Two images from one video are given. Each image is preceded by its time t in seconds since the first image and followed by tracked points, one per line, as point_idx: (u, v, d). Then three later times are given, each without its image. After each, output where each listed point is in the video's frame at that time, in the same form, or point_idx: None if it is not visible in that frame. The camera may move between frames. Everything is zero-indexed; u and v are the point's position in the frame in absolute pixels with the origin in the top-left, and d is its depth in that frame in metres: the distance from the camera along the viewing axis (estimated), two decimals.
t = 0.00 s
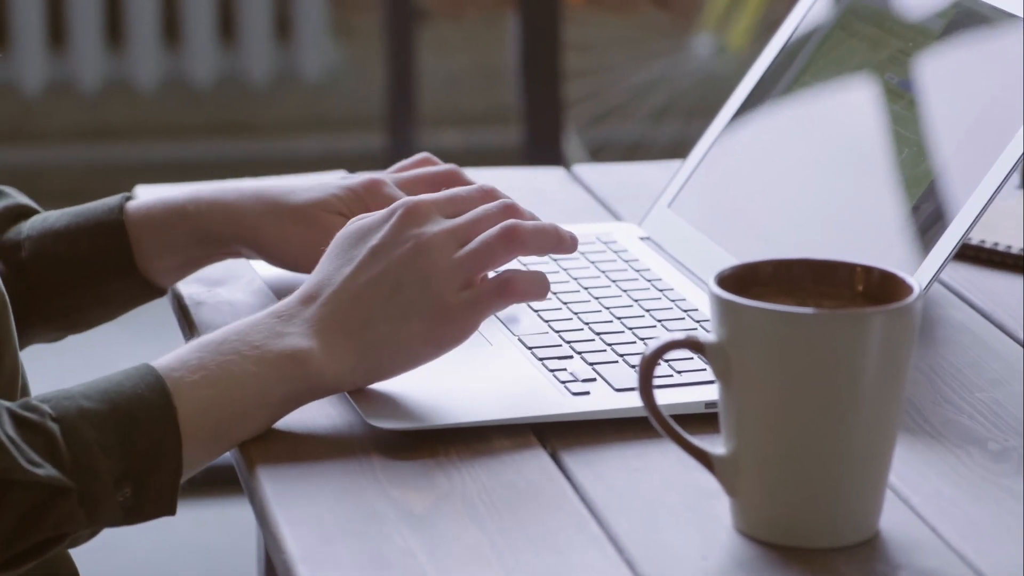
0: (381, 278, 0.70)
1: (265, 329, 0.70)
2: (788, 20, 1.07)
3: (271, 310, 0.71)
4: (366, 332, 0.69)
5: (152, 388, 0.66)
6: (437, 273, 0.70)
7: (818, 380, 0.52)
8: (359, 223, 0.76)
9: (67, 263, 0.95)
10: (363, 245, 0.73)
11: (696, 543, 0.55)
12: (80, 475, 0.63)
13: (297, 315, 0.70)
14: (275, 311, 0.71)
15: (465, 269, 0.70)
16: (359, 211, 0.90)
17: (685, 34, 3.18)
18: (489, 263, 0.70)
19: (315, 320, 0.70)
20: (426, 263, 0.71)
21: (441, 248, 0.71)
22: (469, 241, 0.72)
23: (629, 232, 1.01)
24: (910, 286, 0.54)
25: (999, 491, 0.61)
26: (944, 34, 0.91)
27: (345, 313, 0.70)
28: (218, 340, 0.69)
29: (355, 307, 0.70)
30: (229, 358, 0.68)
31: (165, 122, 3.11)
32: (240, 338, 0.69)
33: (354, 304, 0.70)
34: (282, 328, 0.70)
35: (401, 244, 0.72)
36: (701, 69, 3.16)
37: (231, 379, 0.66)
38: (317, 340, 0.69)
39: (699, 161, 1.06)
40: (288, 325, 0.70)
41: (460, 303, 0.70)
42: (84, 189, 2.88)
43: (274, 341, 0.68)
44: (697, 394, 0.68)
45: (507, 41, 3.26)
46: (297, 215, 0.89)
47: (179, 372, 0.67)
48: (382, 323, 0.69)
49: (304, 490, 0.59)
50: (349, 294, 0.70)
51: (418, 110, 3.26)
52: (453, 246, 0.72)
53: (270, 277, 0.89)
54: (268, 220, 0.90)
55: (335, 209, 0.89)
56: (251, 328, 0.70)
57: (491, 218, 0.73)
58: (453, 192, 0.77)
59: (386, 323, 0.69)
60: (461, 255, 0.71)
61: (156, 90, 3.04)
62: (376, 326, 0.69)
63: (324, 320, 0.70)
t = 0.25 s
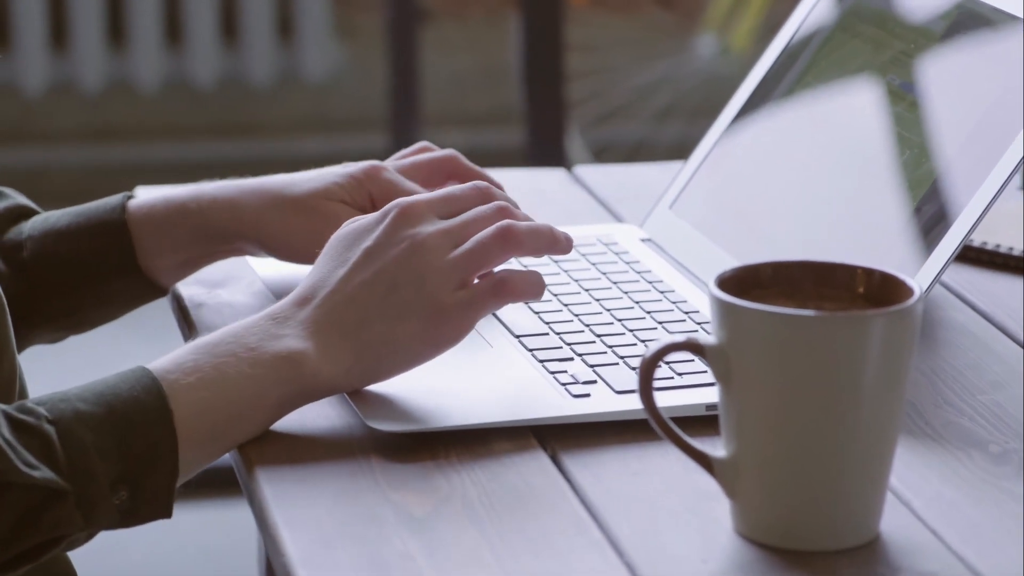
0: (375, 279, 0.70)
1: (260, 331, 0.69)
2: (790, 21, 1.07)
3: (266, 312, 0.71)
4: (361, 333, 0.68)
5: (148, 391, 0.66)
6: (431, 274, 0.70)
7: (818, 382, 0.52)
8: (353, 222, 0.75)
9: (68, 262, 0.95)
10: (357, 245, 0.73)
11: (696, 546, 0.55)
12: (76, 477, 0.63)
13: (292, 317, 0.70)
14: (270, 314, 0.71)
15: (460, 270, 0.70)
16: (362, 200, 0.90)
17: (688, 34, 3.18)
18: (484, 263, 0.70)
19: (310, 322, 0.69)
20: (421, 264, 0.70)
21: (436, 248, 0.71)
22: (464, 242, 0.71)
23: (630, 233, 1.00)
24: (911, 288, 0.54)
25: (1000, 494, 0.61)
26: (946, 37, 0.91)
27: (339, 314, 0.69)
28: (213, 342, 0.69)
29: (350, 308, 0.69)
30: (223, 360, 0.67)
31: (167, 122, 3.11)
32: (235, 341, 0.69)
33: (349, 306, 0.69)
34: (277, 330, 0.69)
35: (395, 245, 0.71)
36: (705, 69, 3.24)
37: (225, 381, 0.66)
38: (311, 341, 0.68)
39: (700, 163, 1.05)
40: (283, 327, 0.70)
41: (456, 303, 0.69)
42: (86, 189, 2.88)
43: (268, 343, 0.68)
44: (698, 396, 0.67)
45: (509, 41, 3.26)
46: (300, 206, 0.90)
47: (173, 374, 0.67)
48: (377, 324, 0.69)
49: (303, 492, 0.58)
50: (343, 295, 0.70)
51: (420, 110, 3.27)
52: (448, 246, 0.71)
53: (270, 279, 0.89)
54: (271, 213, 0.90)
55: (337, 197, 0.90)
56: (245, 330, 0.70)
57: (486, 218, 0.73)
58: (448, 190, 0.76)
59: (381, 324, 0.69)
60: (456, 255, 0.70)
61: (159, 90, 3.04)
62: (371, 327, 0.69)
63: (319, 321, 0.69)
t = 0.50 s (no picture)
0: (359, 284, 0.70)
1: (245, 336, 0.70)
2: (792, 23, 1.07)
3: (251, 317, 0.71)
4: (345, 338, 0.68)
5: (135, 396, 0.66)
6: (416, 278, 0.69)
7: (817, 385, 0.52)
8: (338, 229, 0.75)
9: (71, 263, 0.95)
10: (343, 251, 0.73)
11: (696, 549, 0.55)
12: (64, 482, 0.63)
13: (277, 322, 0.70)
14: (256, 319, 0.71)
15: (445, 274, 0.70)
16: (365, 174, 0.95)
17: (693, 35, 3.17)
18: (469, 268, 0.69)
19: (294, 327, 0.69)
20: (405, 268, 0.70)
21: (422, 253, 0.70)
22: (450, 247, 0.72)
23: (631, 235, 1.00)
24: (912, 292, 0.54)
25: (1001, 497, 0.61)
26: (948, 39, 0.91)
27: (323, 319, 0.69)
28: (199, 347, 0.69)
29: (335, 312, 0.69)
30: (210, 365, 0.68)
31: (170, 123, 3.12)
32: (222, 346, 0.69)
33: (333, 310, 0.69)
34: (262, 335, 0.69)
35: (380, 249, 0.71)
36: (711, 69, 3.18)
37: (212, 386, 0.66)
38: (296, 346, 0.68)
39: (702, 164, 1.05)
40: (268, 332, 0.70)
41: (441, 307, 0.69)
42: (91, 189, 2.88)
43: (254, 347, 0.68)
44: (698, 399, 0.67)
45: (514, 42, 3.26)
46: (306, 190, 0.92)
47: (161, 378, 0.67)
48: (361, 328, 0.69)
49: (302, 495, 0.58)
50: (328, 301, 0.70)
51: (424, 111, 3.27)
52: (433, 251, 0.71)
53: (270, 280, 0.89)
54: (280, 202, 0.92)
55: (340, 176, 0.93)
56: (230, 336, 0.70)
57: (471, 226, 0.73)
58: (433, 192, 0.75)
59: (365, 328, 0.68)
60: (440, 260, 0.70)
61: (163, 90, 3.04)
62: (355, 331, 0.68)
63: (304, 326, 0.69)
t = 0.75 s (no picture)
0: (331, 296, 0.70)
1: (216, 349, 0.70)
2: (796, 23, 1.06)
3: (221, 331, 0.71)
4: (317, 349, 0.69)
5: (112, 408, 0.65)
6: (388, 290, 0.70)
7: (817, 388, 0.52)
8: (305, 247, 0.76)
9: (75, 264, 0.95)
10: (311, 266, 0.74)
11: (696, 552, 0.55)
12: (41, 492, 0.63)
13: (247, 335, 0.71)
14: (226, 333, 0.71)
15: (417, 287, 0.71)
16: (365, 152, 0.96)
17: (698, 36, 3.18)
18: (440, 281, 0.71)
19: (266, 339, 0.70)
20: (377, 279, 0.71)
21: (392, 265, 0.72)
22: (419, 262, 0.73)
23: (633, 237, 1.00)
24: (913, 294, 0.53)
25: (1002, 500, 0.61)
26: (950, 41, 0.91)
27: (294, 332, 0.70)
28: (170, 361, 0.69)
29: (307, 325, 0.70)
30: (183, 378, 0.67)
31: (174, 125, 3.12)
32: (193, 359, 0.69)
33: (305, 323, 0.70)
34: (233, 348, 0.70)
35: (351, 262, 0.72)
36: (716, 71, 3.19)
37: (187, 398, 0.66)
38: (268, 357, 0.68)
39: (704, 166, 1.05)
40: (239, 345, 0.70)
41: (413, 318, 0.70)
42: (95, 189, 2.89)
43: (227, 359, 0.68)
44: (699, 401, 0.67)
45: (518, 41, 3.29)
46: (311, 173, 0.94)
47: (136, 392, 0.66)
48: (333, 340, 0.69)
49: (302, 496, 0.58)
50: (299, 313, 0.71)
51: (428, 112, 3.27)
52: (403, 264, 0.72)
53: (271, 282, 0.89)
54: (287, 192, 0.93)
55: (341, 156, 0.95)
56: (201, 349, 0.70)
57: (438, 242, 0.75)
58: (402, 208, 0.76)
59: (337, 340, 0.69)
60: (412, 273, 0.71)
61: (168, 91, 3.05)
62: (327, 343, 0.69)
63: (276, 339, 0.70)
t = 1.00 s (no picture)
0: (310, 306, 0.71)
1: (196, 358, 0.70)
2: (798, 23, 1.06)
3: (200, 341, 0.72)
4: (296, 358, 0.69)
5: (92, 416, 0.65)
6: (368, 300, 0.71)
7: (817, 390, 0.52)
8: (285, 262, 0.77)
9: (77, 264, 0.95)
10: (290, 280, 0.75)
11: (695, 554, 0.54)
12: (21, 500, 0.63)
13: (227, 345, 0.71)
14: (205, 342, 0.72)
15: (397, 297, 0.71)
16: (363, 140, 0.98)
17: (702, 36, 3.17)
18: (420, 292, 0.71)
19: (245, 348, 0.70)
20: (357, 289, 0.71)
21: (372, 276, 0.72)
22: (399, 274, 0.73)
23: (634, 237, 1.00)
24: (913, 296, 0.53)
25: (1003, 502, 0.61)
26: (952, 42, 0.91)
27: (274, 343, 0.70)
28: (150, 370, 0.69)
29: (286, 335, 0.70)
30: (163, 387, 0.68)
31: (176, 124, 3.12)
32: (172, 368, 0.69)
33: (285, 332, 0.70)
34: (212, 356, 0.70)
35: (331, 272, 0.72)
36: (720, 72, 3.18)
37: (167, 406, 0.66)
38: (247, 366, 0.69)
39: (705, 167, 1.05)
40: (218, 354, 0.70)
41: (393, 327, 0.70)
42: (98, 189, 2.89)
43: (206, 367, 0.69)
44: (699, 403, 0.67)
45: (522, 42, 3.29)
46: (313, 162, 0.95)
47: (115, 400, 0.66)
48: (313, 349, 0.69)
49: (302, 497, 0.58)
50: (279, 324, 0.71)
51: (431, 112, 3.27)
52: (383, 276, 0.73)
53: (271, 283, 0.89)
54: (291, 185, 0.94)
55: (340, 145, 0.97)
56: (181, 358, 0.70)
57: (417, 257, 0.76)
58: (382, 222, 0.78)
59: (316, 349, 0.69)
60: (392, 283, 0.72)
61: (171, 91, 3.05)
62: (306, 352, 0.69)
63: (255, 349, 0.70)
